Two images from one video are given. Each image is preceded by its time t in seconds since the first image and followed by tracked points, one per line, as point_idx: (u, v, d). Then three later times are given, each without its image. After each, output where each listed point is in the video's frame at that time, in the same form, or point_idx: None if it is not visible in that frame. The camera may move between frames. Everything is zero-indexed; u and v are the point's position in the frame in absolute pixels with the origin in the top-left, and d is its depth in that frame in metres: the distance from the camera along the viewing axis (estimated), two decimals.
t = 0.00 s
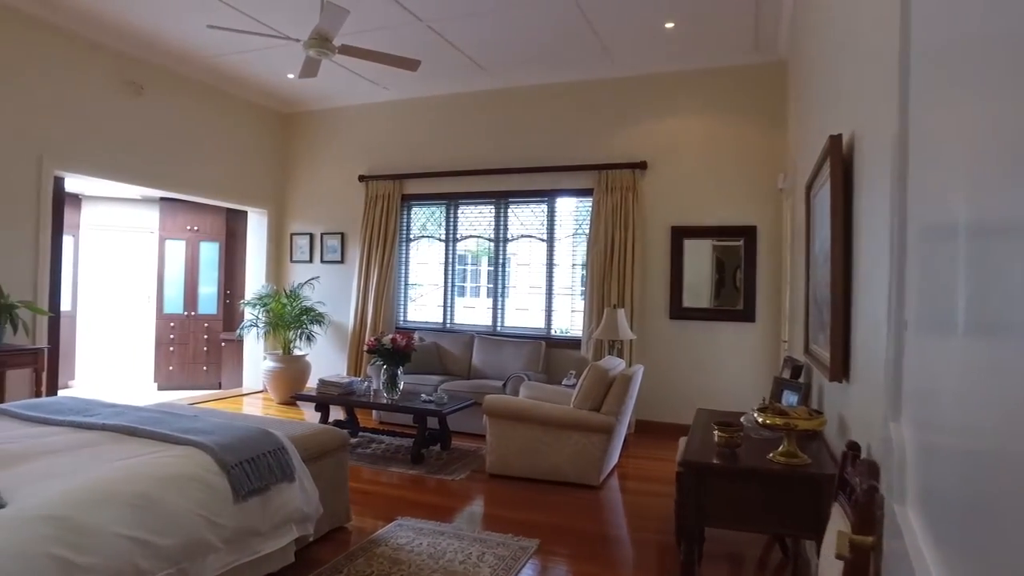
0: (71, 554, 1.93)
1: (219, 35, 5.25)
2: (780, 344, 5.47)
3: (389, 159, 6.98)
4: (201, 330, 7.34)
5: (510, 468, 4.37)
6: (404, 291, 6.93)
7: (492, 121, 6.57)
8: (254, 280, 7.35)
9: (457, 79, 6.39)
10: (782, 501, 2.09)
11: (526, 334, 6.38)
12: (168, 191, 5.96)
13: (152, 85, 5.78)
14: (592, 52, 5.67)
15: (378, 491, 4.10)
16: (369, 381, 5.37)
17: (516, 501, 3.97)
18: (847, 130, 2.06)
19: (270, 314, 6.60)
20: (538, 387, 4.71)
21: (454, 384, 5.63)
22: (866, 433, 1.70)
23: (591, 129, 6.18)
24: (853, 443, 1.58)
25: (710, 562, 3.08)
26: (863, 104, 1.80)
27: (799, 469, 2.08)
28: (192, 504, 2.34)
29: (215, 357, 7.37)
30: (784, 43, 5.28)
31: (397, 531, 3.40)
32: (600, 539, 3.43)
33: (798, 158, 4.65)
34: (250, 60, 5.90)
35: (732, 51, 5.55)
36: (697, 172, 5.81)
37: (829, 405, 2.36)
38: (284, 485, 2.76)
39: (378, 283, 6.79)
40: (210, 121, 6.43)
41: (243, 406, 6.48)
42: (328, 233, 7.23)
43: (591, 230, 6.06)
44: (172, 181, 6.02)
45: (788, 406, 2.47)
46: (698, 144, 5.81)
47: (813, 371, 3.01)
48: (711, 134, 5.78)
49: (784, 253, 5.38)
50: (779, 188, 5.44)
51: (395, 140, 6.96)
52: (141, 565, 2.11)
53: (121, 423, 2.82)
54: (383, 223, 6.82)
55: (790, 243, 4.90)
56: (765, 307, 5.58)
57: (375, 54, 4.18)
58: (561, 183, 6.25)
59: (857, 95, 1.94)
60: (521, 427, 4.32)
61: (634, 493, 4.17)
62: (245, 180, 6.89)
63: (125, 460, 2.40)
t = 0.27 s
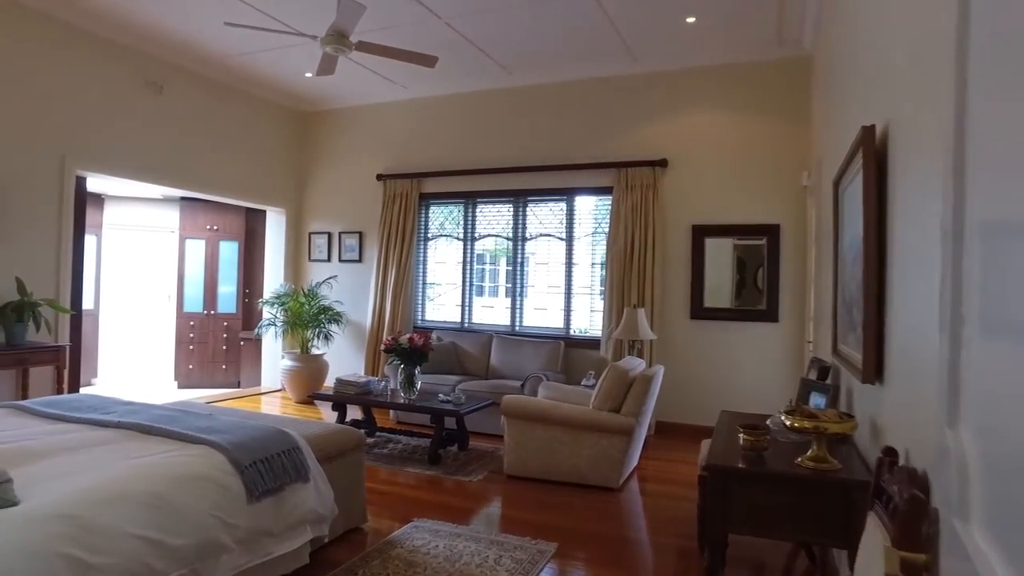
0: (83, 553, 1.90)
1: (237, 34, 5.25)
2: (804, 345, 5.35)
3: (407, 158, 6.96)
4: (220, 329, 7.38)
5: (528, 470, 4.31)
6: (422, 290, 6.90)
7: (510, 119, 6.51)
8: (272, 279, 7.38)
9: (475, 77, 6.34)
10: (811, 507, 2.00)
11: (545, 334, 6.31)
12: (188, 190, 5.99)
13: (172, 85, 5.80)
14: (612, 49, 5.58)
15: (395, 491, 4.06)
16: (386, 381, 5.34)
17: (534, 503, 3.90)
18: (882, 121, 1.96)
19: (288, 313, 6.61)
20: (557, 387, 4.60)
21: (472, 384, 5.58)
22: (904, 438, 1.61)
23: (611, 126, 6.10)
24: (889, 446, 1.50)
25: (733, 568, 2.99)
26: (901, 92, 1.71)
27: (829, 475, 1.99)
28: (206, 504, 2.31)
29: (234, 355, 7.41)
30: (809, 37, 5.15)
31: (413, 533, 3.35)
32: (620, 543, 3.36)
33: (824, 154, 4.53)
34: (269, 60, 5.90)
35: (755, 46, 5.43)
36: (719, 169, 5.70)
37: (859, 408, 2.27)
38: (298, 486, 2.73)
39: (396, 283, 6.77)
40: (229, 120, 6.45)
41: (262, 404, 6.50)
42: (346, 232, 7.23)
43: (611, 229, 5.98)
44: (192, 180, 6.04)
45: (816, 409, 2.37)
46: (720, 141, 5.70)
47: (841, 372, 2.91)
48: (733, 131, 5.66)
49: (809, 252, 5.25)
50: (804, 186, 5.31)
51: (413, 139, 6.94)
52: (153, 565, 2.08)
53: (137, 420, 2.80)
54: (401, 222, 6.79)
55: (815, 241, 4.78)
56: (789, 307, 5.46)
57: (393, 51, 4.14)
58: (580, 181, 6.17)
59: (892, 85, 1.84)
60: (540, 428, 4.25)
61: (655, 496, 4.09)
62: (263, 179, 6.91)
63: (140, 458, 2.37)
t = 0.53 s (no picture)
0: (95, 555, 1.86)
1: (258, 32, 5.23)
2: (836, 347, 5.17)
3: (428, 156, 6.90)
4: (242, 328, 7.40)
5: (551, 473, 4.21)
6: (444, 290, 6.84)
7: (532, 117, 6.42)
8: (294, 278, 7.37)
9: (497, 73, 6.26)
10: (854, 518, 1.88)
11: (568, 334, 6.21)
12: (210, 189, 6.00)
13: (194, 84, 5.81)
14: (636, 44, 5.46)
15: (415, 493, 3.99)
16: (407, 381, 5.29)
17: (557, 508, 3.80)
18: (932, 106, 1.83)
19: (309, 312, 6.59)
20: (580, 388, 4.52)
21: (493, 384, 5.50)
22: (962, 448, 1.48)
23: (635, 122, 5.97)
24: (944, 456, 1.39)
25: None
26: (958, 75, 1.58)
27: (872, 484, 1.87)
28: (221, 507, 2.25)
29: (256, 354, 7.43)
30: (841, 28, 4.98)
31: (432, 537, 3.28)
32: (646, 550, 3.24)
33: (857, 149, 4.37)
34: (289, 58, 5.88)
35: (784, 38, 5.27)
36: (747, 166, 5.55)
37: (904, 414, 2.13)
38: (316, 488, 2.67)
39: (417, 282, 6.71)
40: (251, 120, 6.45)
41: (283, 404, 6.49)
42: (367, 230, 7.19)
43: (635, 227, 5.85)
44: (214, 179, 6.05)
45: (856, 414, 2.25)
46: (748, 137, 5.55)
47: (879, 375, 2.77)
48: (761, 126, 5.50)
49: (841, 250, 5.08)
50: (835, 181, 5.14)
51: (434, 137, 6.88)
52: (164, 568, 2.03)
53: (154, 419, 2.76)
54: (423, 221, 6.74)
55: (848, 239, 4.61)
56: (820, 307, 5.29)
57: (413, 45, 4.08)
58: (604, 178, 6.06)
59: (945, 68, 1.71)
60: (563, 430, 4.15)
61: (682, 501, 3.97)
62: (285, 178, 6.91)
63: (155, 458, 2.31)
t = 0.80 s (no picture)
0: (105, 561, 1.79)
1: (277, 32, 5.21)
2: (867, 349, 5.01)
3: (448, 155, 6.85)
4: (263, 328, 7.44)
5: (572, 477, 4.12)
6: (464, 290, 6.78)
7: (553, 114, 6.33)
8: (314, 278, 7.37)
9: (517, 71, 6.18)
10: (897, 534, 1.77)
11: (589, 335, 6.11)
12: (231, 189, 6.01)
13: (215, 85, 5.82)
14: (660, 39, 5.34)
15: (434, 497, 3.92)
16: (426, 382, 5.23)
17: (579, 513, 3.70)
18: (982, 94, 1.71)
19: (328, 312, 6.57)
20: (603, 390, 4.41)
21: (513, 385, 5.42)
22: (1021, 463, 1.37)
23: (658, 119, 5.85)
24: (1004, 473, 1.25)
25: None
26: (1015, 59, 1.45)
27: (917, 497, 1.75)
28: (235, 511, 2.19)
29: (277, 354, 7.47)
30: (873, 20, 4.81)
31: (451, 542, 3.21)
32: (672, 559, 3.13)
33: (890, 145, 4.21)
34: (309, 58, 5.85)
35: (813, 32, 5.11)
36: (774, 163, 5.40)
37: (948, 423, 2.01)
38: (331, 492, 2.61)
39: (437, 282, 6.66)
40: (271, 119, 6.45)
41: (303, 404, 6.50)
42: (387, 230, 7.16)
43: (658, 226, 5.73)
44: (235, 179, 6.06)
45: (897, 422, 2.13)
46: (775, 133, 5.40)
47: (918, 380, 2.64)
48: (789, 122, 5.35)
49: (872, 249, 4.91)
50: (867, 178, 4.97)
51: (454, 136, 6.82)
52: None
53: (169, 420, 2.71)
54: (443, 220, 6.69)
55: (881, 237, 4.46)
56: (850, 308, 5.13)
57: (433, 41, 4.02)
58: (626, 177, 5.95)
59: (996, 53, 1.59)
60: (585, 433, 4.05)
61: (707, 507, 3.85)
62: (305, 178, 6.91)
63: (168, 459, 2.26)
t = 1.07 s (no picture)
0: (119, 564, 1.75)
1: (298, 31, 5.20)
2: (902, 351, 4.84)
3: (470, 154, 6.80)
4: (285, 327, 7.48)
5: (596, 480, 4.03)
6: (486, 290, 6.72)
7: (576, 112, 6.24)
8: (336, 278, 7.37)
9: (540, 68, 6.10)
10: (942, 548, 1.66)
11: (613, 335, 6.01)
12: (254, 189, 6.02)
13: (237, 85, 5.83)
14: (685, 34, 5.23)
15: (454, 499, 3.86)
16: (447, 382, 5.18)
17: (602, 518, 3.61)
18: None
19: (350, 311, 6.56)
20: (625, 392, 4.36)
21: (536, 386, 5.35)
22: None
23: (684, 116, 5.73)
24: None
25: None
26: None
27: (964, 510, 1.64)
28: (251, 514, 2.14)
29: (299, 353, 7.51)
30: (908, 10, 4.64)
31: (471, 546, 3.15)
32: (699, 567, 3.03)
33: (926, 139, 4.06)
34: (330, 57, 5.84)
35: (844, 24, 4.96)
36: (803, 159, 5.25)
37: (996, 430, 1.89)
38: (349, 495, 2.55)
39: (459, 281, 6.61)
40: (293, 119, 6.46)
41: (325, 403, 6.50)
42: (408, 230, 7.13)
43: (683, 225, 5.62)
44: (257, 179, 6.07)
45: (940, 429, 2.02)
46: (805, 129, 5.25)
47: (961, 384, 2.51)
48: (819, 117, 5.20)
49: (906, 248, 4.74)
50: (901, 175, 4.80)
51: (476, 135, 6.77)
52: None
53: (187, 420, 2.69)
54: (465, 220, 6.64)
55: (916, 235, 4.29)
56: (883, 309, 4.96)
57: (454, 37, 3.97)
58: (651, 174, 5.84)
59: None
60: (608, 436, 3.96)
61: (735, 513, 3.73)
62: (327, 178, 6.91)
63: (185, 460, 2.22)
